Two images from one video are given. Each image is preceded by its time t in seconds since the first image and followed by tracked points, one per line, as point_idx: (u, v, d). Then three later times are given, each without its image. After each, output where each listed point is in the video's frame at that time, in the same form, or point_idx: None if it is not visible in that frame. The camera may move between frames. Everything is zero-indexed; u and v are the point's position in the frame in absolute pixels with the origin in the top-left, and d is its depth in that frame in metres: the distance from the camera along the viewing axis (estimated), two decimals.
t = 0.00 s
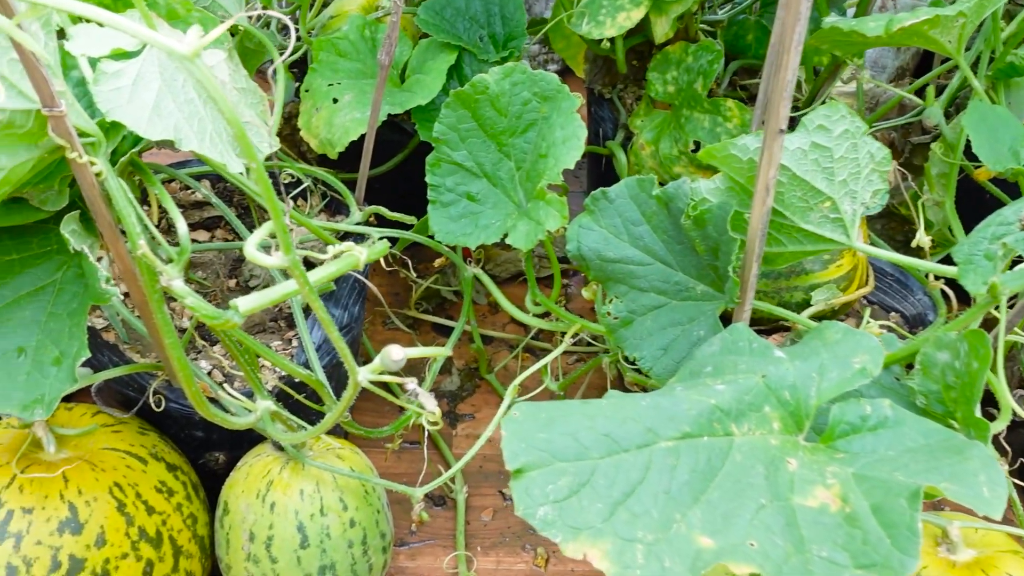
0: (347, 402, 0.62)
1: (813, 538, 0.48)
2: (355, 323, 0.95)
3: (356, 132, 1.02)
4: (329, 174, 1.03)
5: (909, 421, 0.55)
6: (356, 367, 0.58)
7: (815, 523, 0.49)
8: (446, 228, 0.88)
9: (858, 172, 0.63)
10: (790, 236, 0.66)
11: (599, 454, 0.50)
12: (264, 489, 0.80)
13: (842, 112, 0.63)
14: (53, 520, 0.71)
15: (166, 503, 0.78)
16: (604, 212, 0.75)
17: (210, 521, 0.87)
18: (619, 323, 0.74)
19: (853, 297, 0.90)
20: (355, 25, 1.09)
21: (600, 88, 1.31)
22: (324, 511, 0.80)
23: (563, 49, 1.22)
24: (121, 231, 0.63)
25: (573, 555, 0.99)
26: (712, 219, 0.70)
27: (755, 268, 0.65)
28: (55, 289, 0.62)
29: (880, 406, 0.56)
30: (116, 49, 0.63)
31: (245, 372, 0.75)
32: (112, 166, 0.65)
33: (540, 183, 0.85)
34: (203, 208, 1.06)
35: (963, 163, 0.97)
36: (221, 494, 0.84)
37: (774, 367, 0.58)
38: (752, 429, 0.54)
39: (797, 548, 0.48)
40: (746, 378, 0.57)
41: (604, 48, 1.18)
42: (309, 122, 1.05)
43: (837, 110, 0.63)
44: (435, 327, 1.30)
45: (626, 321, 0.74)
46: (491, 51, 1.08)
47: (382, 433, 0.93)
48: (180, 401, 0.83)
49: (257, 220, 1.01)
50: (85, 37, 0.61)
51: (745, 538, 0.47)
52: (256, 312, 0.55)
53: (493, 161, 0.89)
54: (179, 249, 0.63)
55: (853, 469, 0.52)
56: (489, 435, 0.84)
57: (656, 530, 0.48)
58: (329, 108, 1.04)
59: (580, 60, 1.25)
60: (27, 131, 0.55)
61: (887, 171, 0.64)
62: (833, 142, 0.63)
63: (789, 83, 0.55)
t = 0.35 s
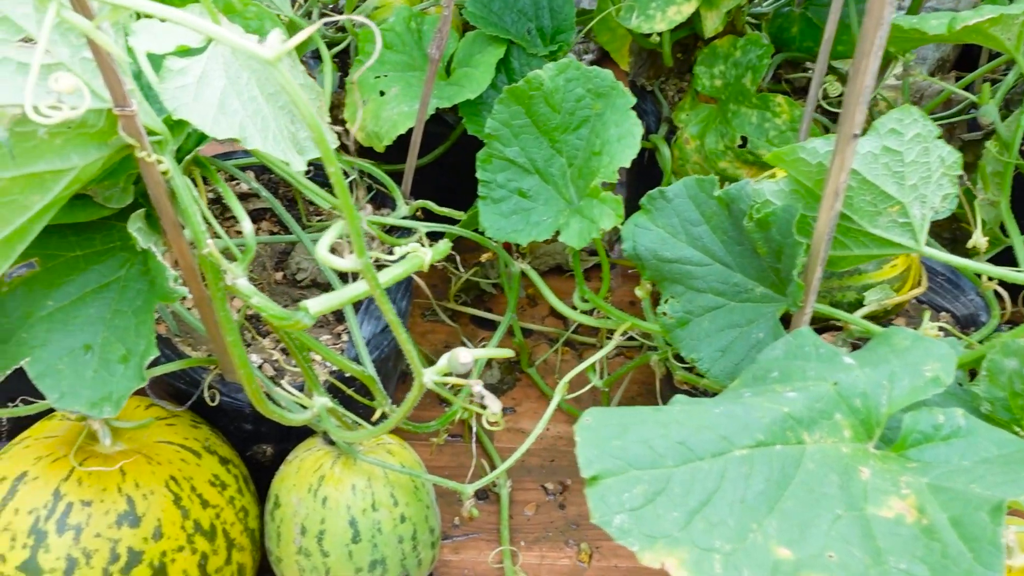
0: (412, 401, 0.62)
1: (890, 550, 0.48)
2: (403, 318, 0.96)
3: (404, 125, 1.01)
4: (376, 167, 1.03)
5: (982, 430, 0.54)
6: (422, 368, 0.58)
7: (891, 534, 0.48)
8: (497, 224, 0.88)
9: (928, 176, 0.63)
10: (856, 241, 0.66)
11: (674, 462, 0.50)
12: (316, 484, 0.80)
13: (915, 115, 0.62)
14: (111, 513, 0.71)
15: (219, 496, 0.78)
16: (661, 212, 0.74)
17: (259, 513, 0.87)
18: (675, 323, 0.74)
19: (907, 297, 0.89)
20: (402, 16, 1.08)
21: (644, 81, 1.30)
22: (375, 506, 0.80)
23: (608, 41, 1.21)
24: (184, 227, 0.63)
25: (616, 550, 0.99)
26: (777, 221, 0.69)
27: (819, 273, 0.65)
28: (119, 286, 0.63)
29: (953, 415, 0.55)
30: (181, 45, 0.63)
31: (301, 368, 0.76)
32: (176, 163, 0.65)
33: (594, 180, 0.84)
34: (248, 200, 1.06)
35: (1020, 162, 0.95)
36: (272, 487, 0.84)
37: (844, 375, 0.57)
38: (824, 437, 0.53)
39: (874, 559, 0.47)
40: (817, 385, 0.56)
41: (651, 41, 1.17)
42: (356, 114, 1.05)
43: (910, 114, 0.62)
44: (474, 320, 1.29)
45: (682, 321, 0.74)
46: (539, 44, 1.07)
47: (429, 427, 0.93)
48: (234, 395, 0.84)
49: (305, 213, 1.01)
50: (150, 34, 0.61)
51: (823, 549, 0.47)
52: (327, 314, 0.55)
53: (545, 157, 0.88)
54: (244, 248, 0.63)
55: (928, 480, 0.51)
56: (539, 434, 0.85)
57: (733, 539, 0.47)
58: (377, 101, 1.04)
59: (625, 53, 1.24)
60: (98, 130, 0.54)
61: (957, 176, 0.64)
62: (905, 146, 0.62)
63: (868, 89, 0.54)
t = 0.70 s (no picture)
0: (470, 394, 0.62)
1: (959, 555, 0.47)
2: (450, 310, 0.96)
3: (451, 117, 1.01)
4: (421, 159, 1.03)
5: None
6: (479, 362, 0.59)
7: (959, 538, 0.48)
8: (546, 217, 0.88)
9: (994, 174, 0.62)
10: (917, 239, 0.65)
11: (739, 462, 0.50)
12: (365, 475, 0.81)
13: (982, 112, 0.61)
14: (167, 501, 0.72)
15: (271, 485, 0.79)
16: (715, 207, 0.74)
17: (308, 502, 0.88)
18: (727, 319, 0.73)
19: (960, 295, 0.88)
20: (449, 8, 1.08)
21: (688, 72, 1.29)
22: (424, 498, 0.80)
23: (654, 33, 1.20)
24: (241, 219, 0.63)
25: (660, 545, 0.99)
26: (835, 219, 0.68)
27: (876, 272, 0.64)
28: (179, 277, 0.63)
29: (1021, 417, 0.53)
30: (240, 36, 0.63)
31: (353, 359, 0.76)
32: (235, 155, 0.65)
33: (645, 174, 0.84)
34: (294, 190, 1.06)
35: None
36: (321, 477, 0.85)
37: (908, 376, 0.56)
38: (888, 438, 0.52)
39: (943, 564, 0.47)
40: (881, 386, 0.55)
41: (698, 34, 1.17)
42: (403, 106, 1.05)
43: (977, 110, 0.61)
44: (515, 311, 1.29)
45: (734, 317, 0.73)
46: (586, 36, 1.07)
47: (475, 419, 0.92)
48: (284, 384, 0.83)
49: (352, 203, 1.01)
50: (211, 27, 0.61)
51: (891, 553, 0.47)
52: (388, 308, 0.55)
53: (595, 150, 0.88)
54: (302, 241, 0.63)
55: (997, 484, 0.50)
56: (586, 428, 0.85)
57: (799, 541, 0.47)
58: (424, 93, 1.04)
59: (671, 44, 1.23)
60: (164, 123, 0.54)
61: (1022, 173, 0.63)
62: (971, 143, 0.61)
63: (938, 85, 0.53)
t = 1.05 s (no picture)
0: (524, 383, 0.63)
1: None
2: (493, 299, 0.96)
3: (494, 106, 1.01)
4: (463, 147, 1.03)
5: None
6: (536, 351, 0.59)
7: None
8: (591, 206, 0.87)
9: None
10: (976, 230, 0.66)
11: (801, 453, 0.50)
12: (412, 462, 0.81)
13: None
14: (220, 486, 0.73)
15: (319, 472, 0.80)
16: (765, 197, 0.73)
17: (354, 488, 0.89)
18: (776, 310, 0.73)
19: (1010, 287, 0.87)
20: None
21: (729, 61, 1.28)
22: (470, 485, 0.81)
23: (696, 22, 1.19)
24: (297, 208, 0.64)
25: (702, 535, 0.99)
26: (891, 209, 0.68)
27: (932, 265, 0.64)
28: (236, 265, 0.64)
29: None
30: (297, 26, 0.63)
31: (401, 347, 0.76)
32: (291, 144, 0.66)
33: (693, 164, 0.84)
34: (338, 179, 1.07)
35: None
36: (368, 464, 0.86)
37: (969, 368, 0.55)
38: (949, 431, 0.52)
39: (1009, 558, 0.46)
40: (941, 378, 0.55)
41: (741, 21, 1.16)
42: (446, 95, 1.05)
43: None
44: (553, 301, 1.30)
45: (784, 308, 0.73)
46: (629, 25, 1.06)
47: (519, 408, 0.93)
48: (333, 372, 0.84)
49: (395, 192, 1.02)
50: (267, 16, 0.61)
51: (956, 546, 0.47)
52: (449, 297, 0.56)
53: (641, 139, 0.88)
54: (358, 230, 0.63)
55: None
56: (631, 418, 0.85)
57: (863, 533, 0.48)
58: (467, 81, 1.04)
59: (712, 33, 1.22)
60: (226, 112, 0.54)
61: None
62: None
63: (1004, 74, 0.53)
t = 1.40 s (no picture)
0: (581, 373, 0.63)
1: None
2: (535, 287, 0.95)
3: (536, 93, 1.01)
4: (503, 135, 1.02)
5: None
6: (593, 342, 0.59)
7: None
8: (635, 195, 0.87)
9: None
10: None
11: (865, 446, 0.50)
12: (458, 450, 0.82)
13: None
14: (271, 473, 0.74)
15: (367, 459, 0.81)
16: (816, 187, 0.73)
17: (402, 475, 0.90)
18: (825, 301, 0.73)
19: None
20: None
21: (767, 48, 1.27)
22: (516, 473, 0.81)
23: (735, 9, 1.18)
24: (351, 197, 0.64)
25: (742, 524, 0.99)
26: (947, 200, 0.66)
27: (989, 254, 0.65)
28: (292, 254, 0.64)
29: None
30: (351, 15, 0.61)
31: (449, 335, 0.77)
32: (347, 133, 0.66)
33: (741, 154, 0.84)
34: (378, 167, 1.07)
35: None
36: (413, 451, 0.86)
37: None
38: (1013, 425, 0.51)
39: None
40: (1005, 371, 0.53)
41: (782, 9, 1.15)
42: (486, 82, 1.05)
43: None
44: (588, 289, 1.30)
45: (834, 299, 0.73)
46: (672, 13, 1.05)
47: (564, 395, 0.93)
48: (378, 360, 0.85)
49: (436, 180, 1.02)
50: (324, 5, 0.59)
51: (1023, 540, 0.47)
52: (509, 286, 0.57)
53: (686, 129, 0.87)
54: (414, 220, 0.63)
55: None
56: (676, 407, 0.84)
57: (928, 526, 0.48)
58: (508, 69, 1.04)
59: (751, 20, 1.21)
60: (285, 103, 0.55)
61: None
62: None
63: None
